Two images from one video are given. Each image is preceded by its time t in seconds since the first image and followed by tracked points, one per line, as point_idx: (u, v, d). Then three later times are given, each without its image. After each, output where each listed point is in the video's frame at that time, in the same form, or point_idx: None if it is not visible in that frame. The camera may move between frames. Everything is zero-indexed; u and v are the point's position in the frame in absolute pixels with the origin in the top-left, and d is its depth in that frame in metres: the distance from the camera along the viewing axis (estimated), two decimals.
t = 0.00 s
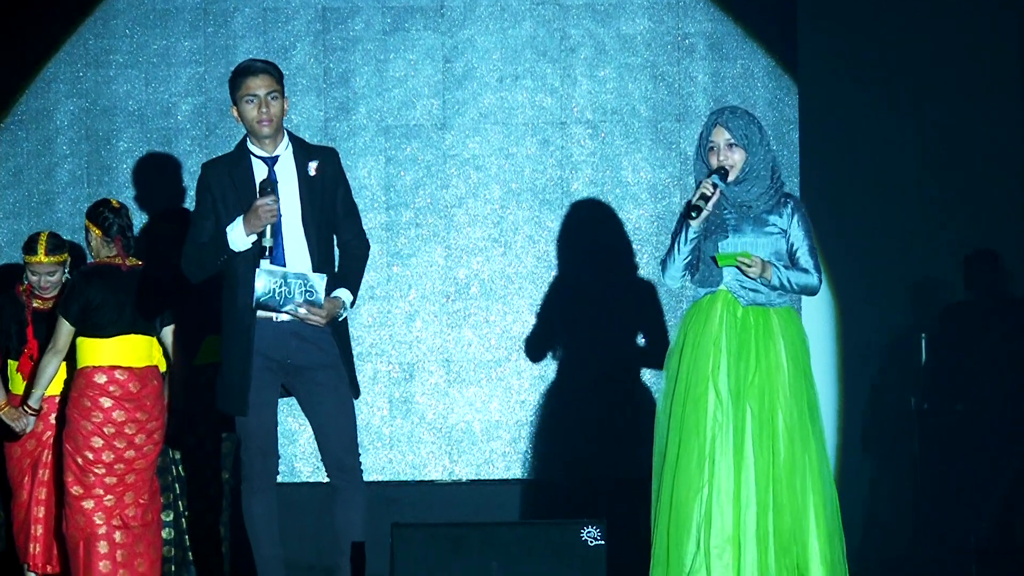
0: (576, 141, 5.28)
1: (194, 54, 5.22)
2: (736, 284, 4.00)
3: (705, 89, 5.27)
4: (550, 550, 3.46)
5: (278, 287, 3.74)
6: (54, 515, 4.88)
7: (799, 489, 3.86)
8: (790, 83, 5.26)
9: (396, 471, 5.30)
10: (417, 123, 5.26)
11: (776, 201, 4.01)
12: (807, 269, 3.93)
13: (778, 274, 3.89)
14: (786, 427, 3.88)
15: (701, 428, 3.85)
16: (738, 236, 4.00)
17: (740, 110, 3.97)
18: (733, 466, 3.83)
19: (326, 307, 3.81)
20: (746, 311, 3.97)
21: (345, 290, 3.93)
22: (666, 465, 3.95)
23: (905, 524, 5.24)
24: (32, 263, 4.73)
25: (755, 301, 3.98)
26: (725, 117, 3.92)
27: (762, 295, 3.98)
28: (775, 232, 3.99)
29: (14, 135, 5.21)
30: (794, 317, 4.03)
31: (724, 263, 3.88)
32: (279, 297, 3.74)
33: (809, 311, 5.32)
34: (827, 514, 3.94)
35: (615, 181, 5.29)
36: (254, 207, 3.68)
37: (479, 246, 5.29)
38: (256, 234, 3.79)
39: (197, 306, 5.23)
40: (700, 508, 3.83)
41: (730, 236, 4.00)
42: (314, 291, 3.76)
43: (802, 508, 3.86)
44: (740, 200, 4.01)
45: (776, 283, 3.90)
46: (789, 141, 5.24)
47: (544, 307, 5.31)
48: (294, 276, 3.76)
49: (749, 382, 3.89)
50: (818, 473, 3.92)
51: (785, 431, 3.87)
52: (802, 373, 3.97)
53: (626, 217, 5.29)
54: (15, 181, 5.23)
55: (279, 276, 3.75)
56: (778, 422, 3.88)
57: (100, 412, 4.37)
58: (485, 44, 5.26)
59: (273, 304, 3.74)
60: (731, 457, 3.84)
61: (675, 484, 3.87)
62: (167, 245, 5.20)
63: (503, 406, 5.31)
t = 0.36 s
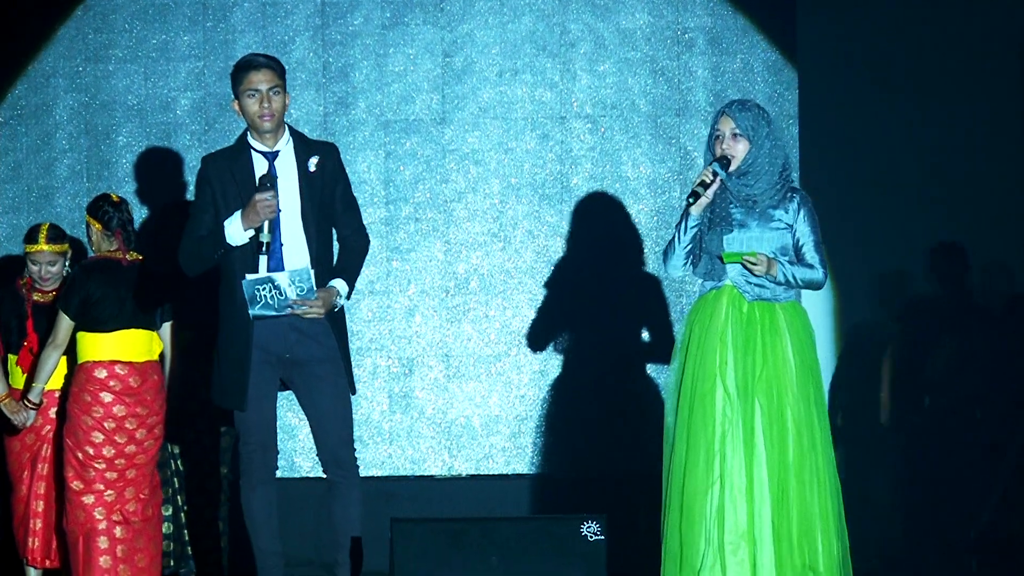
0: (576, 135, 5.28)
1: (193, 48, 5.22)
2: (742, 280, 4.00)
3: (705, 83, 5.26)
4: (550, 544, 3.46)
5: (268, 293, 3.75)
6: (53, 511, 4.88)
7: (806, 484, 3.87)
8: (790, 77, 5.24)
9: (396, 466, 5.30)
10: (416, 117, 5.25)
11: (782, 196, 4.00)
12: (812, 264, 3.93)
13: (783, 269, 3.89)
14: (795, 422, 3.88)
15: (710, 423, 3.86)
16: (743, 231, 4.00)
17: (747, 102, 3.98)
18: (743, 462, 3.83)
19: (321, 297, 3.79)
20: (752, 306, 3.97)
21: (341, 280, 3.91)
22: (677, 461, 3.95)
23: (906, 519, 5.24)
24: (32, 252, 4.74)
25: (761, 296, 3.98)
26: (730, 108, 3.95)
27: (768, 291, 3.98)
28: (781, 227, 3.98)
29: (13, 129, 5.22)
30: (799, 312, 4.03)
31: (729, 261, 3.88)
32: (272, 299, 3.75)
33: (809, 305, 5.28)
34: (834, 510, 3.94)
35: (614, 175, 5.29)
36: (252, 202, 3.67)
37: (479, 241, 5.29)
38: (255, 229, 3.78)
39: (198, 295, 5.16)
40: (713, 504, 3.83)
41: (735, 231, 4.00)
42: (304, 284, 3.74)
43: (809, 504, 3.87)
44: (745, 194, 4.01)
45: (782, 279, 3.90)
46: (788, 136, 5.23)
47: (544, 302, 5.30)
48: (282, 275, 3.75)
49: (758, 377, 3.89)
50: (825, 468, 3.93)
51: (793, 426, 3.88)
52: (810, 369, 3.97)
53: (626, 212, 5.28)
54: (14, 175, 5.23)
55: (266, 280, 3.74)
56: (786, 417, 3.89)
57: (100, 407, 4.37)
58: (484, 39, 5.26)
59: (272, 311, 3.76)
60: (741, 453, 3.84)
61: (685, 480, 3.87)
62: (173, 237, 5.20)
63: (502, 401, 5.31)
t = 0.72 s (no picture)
0: (581, 135, 5.28)
1: (198, 48, 5.22)
2: (747, 279, 4.02)
3: (709, 82, 5.26)
4: (556, 543, 3.46)
5: (268, 289, 3.74)
6: (56, 512, 4.87)
7: (810, 485, 3.87)
8: (796, 76, 5.25)
9: (400, 465, 5.30)
10: (421, 117, 5.26)
11: (791, 197, 4.01)
12: (819, 266, 3.93)
13: (789, 271, 3.92)
14: (798, 423, 3.89)
15: (711, 425, 3.89)
16: (750, 230, 4.03)
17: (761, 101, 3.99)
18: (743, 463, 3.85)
19: (322, 293, 3.76)
20: (756, 306, 3.99)
21: (345, 275, 3.88)
22: (680, 462, 4.00)
23: (910, 518, 5.25)
24: (38, 247, 4.75)
25: (765, 296, 4.00)
26: (743, 106, 3.97)
27: (772, 291, 4.00)
28: (789, 228, 4.00)
29: (18, 129, 5.21)
30: (804, 313, 4.03)
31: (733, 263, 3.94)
32: (272, 295, 3.74)
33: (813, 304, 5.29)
34: (841, 512, 3.93)
35: (619, 175, 5.29)
36: (257, 199, 3.68)
37: (483, 240, 5.29)
38: (260, 227, 3.79)
39: (204, 296, 5.22)
40: (713, 505, 3.86)
41: (742, 229, 4.03)
42: (304, 279, 3.74)
43: (814, 505, 3.87)
44: (755, 194, 4.01)
45: (788, 280, 3.93)
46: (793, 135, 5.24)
47: (549, 301, 5.31)
48: (282, 272, 3.75)
49: (759, 378, 3.91)
50: (831, 469, 3.92)
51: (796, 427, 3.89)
52: (814, 370, 3.98)
53: (631, 211, 5.28)
54: (19, 175, 5.23)
55: (264, 277, 3.74)
56: (789, 418, 3.90)
57: (105, 406, 4.36)
58: (489, 39, 5.26)
59: (273, 307, 3.76)
60: (741, 454, 3.87)
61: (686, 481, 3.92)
62: (180, 239, 5.23)
63: (507, 401, 5.31)
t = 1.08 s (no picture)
0: (582, 141, 5.49)
1: (214, 57, 5.43)
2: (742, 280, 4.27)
3: (706, 91, 5.49)
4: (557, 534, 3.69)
5: (286, 289, 3.98)
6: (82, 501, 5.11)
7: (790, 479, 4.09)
8: (789, 84, 5.47)
9: (409, 458, 5.53)
10: (428, 124, 5.47)
11: (787, 203, 4.23)
12: (812, 271, 4.15)
13: (780, 275, 4.15)
14: (780, 419, 4.12)
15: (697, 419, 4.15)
16: (745, 233, 4.27)
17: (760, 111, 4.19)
18: (725, 456, 4.10)
19: (337, 294, 4.00)
20: (745, 306, 4.24)
21: (356, 278, 4.14)
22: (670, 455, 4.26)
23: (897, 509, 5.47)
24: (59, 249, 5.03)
25: (755, 297, 4.24)
26: (741, 116, 4.16)
27: (762, 292, 4.24)
28: (783, 232, 4.23)
29: (41, 136, 5.42)
30: (794, 315, 4.25)
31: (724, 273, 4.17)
32: (290, 296, 3.98)
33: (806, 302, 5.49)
34: (827, 506, 4.11)
35: (618, 180, 5.51)
36: (280, 203, 3.89)
37: (488, 243, 5.51)
38: (282, 230, 4.00)
39: (219, 293, 5.40)
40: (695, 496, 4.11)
41: (738, 233, 4.27)
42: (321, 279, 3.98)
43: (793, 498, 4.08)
44: (753, 199, 4.24)
45: (779, 283, 4.16)
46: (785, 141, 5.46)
47: (551, 301, 5.53)
48: (300, 273, 3.99)
49: (743, 376, 4.15)
50: (815, 465, 4.12)
51: (778, 424, 4.11)
52: (800, 370, 4.19)
53: (631, 214, 5.51)
54: (42, 180, 5.43)
55: (285, 279, 3.98)
56: (771, 415, 4.13)
57: (134, 402, 4.58)
58: (493, 49, 5.47)
59: (290, 307, 3.99)
60: (724, 447, 4.11)
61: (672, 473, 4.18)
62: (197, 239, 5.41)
63: (511, 396, 5.54)
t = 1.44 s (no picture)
0: (580, 151, 5.92)
1: (239, 74, 5.86)
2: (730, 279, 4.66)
3: (695, 105, 5.91)
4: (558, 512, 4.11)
5: (308, 288, 4.39)
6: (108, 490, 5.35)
7: (775, 463, 4.52)
8: (773, 98, 5.88)
9: (420, 445, 5.95)
10: (438, 135, 5.89)
11: (771, 205, 4.66)
12: (796, 267, 4.58)
13: (770, 273, 4.55)
14: (767, 408, 4.53)
15: (691, 407, 4.55)
16: (734, 235, 4.67)
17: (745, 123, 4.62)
18: (718, 443, 4.50)
19: (355, 291, 4.42)
20: (735, 303, 4.63)
21: (370, 278, 4.54)
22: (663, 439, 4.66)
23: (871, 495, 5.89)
24: (97, 256, 5.26)
25: (744, 295, 4.63)
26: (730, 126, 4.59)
27: (751, 291, 4.63)
28: (769, 233, 4.65)
29: (79, 146, 5.84)
30: (779, 310, 4.68)
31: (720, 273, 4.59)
32: (313, 293, 4.39)
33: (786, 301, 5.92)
34: (806, 489, 4.57)
35: (615, 187, 5.93)
36: (309, 207, 4.31)
37: (493, 246, 5.93)
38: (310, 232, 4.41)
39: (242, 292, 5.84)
40: (689, 478, 4.53)
41: (727, 235, 4.67)
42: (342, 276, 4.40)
43: (778, 481, 4.52)
44: (740, 202, 4.65)
45: (769, 280, 4.56)
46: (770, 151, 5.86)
47: (552, 299, 5.95)
48: (321, 273, 4.40)
49: (734, 368, 4.55)
50: (798, 450, 4.56)
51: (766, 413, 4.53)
52: (785, 364, 4.61)
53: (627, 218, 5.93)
54: (80, 187, 5.86)
55: (307, 279, 4.39)
56: (759, 404, 4.54)
57: (174, 408, 4.59)
58: (499, 65, 5.89)
59: (312, 305, 4.39)
60: (716, 433, 4.52)
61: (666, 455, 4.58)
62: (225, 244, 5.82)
63: (514, 388, 5.96)
